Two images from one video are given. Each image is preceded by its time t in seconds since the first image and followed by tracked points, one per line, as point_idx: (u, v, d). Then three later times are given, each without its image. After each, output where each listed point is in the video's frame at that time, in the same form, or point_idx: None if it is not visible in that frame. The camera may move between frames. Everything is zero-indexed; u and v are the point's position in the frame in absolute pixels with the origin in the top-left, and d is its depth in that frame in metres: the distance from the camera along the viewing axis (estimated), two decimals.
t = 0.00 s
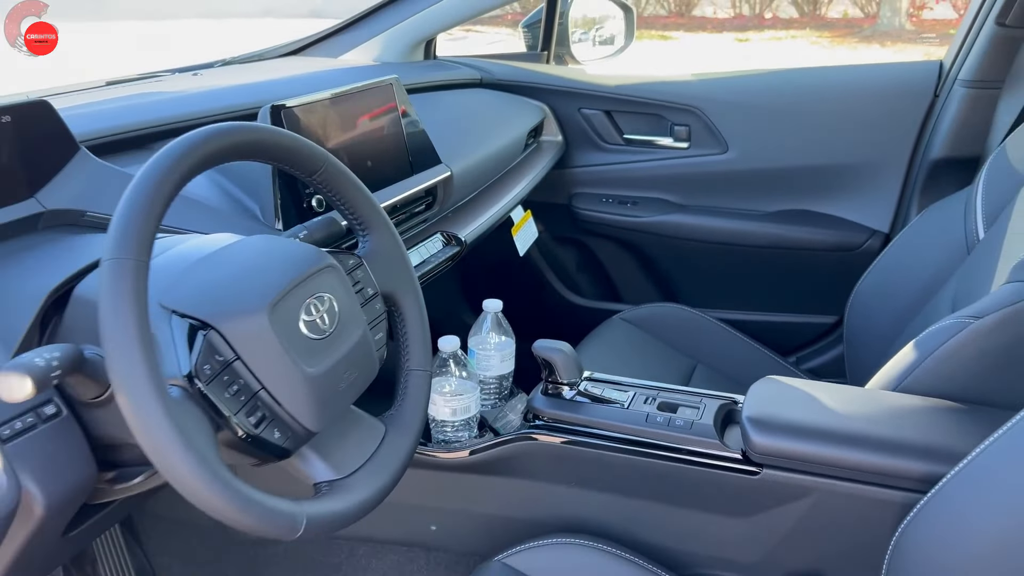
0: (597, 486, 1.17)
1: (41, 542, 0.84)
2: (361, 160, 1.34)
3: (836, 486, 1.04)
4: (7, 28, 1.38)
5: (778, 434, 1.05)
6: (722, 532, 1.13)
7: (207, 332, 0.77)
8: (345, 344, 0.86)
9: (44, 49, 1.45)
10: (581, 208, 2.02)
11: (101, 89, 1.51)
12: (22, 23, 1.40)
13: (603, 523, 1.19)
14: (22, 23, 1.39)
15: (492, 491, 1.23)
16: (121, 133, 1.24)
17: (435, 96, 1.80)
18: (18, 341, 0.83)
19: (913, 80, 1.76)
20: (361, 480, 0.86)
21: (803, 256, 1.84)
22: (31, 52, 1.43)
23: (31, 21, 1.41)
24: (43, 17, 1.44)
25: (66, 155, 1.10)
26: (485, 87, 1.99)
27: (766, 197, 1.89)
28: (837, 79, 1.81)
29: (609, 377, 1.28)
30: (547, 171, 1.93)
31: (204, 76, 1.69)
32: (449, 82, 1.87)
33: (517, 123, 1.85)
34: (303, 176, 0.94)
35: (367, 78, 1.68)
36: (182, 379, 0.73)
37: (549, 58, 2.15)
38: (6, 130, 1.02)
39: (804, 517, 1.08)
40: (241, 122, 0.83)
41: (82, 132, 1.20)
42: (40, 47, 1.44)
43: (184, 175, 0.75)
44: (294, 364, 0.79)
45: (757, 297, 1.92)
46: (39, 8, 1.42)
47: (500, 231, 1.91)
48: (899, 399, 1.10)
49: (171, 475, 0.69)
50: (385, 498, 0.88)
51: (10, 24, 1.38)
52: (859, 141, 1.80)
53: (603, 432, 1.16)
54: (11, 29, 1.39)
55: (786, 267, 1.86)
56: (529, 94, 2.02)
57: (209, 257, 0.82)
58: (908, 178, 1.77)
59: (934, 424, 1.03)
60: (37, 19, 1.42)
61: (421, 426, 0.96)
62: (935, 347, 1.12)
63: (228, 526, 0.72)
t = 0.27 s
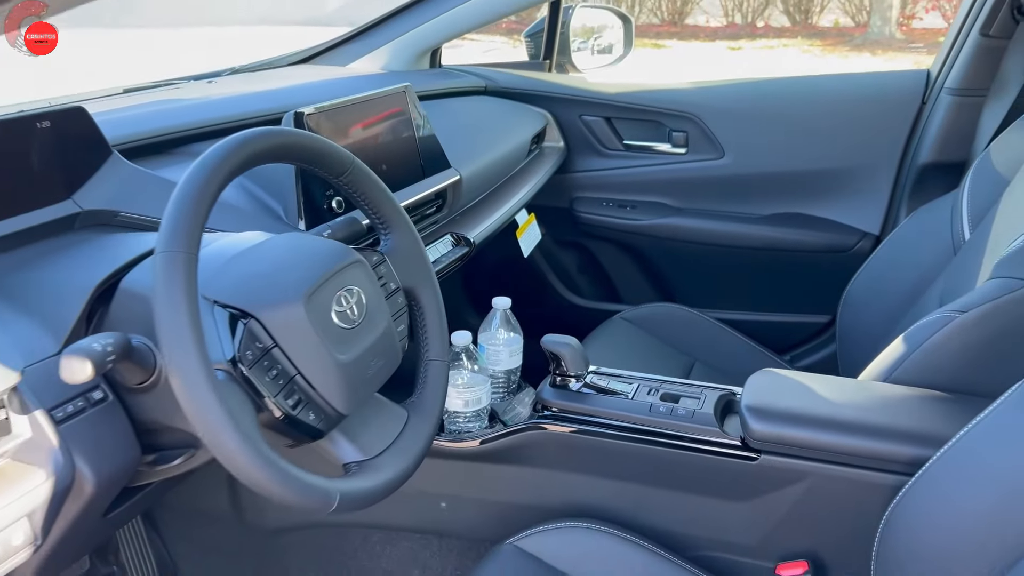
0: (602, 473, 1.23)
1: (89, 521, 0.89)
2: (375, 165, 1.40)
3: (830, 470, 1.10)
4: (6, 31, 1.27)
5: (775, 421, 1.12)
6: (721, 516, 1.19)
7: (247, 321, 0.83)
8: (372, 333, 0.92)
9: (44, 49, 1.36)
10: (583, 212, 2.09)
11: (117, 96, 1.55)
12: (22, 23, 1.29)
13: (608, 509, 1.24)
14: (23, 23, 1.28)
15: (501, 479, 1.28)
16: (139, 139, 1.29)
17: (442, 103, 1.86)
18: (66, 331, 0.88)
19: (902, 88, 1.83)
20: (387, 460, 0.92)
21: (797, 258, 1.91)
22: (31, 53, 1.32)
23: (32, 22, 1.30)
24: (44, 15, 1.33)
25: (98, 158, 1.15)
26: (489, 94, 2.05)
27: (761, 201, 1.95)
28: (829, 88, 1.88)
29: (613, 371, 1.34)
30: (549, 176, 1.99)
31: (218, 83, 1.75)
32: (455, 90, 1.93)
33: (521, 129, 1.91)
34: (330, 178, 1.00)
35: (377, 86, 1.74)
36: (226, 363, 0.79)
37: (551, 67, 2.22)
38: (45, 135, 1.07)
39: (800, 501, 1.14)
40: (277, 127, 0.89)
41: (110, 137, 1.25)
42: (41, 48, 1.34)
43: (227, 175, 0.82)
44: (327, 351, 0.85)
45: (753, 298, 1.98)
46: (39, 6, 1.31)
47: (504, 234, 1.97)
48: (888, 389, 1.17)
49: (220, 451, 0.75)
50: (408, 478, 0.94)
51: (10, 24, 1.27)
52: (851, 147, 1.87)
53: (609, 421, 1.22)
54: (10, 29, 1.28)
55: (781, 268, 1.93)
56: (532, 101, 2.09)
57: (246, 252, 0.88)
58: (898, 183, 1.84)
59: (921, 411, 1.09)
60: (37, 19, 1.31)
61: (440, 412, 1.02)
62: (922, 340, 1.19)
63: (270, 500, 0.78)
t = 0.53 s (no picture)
0: (605, 462, 1.28)
1: (123, 502, 0.95)
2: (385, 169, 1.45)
3: (824, 458, 1.16)
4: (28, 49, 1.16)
5: (772, 412, 1.17)
6: (718, 504, 1.23)
7: (275, 312, 0.88)
8: (391, 325, 0.97)
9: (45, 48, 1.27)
10: (584, 214, 2.14)
11: (131, 101, 1.59)
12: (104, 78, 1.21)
13: (611, 497, 1.29)
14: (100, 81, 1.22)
15: (508, 469, 1.33)
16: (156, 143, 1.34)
17: (448, 108, 1.91)
18: (102, 323, 0.93)
19: (893, 94, 1.89)
20: (404, 445, 0.97)
21: (792, 259, 1.96)
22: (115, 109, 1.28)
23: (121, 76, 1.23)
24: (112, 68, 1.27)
25: (122, 161, 1.20)
26: (492, 100, 2.10)
27: (757, 204, 2.01)
28: (823, 93, 1.94)
29: (615, 366, 1.39)
30: (551, 179, 2.05)
31: (230, 89, 1.80)
32: (457, 95, 1.99)
33: (524, 134, 1.97)
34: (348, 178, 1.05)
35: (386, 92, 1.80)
36: (257, 352, 0.85)
37: (553, 73, 2.28)
38: (74, 138, 1.12)
39: (795, 488, 1.19)
40: (301, 129, 0.94)
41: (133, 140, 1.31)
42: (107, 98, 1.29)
43: (256, 174, 0.87)
44: (350, 341, 0.91)
45: (749, 297, 2.03)
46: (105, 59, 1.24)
47: (507, 235, 2.02)
48: (878, 382, 1.22)
49: (252, 432, 0.80)
50: (424, 463, 0.99)
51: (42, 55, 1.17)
52: (844, 151, 1.93)
53: (613, 412, 1.27)
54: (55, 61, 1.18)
55: (777, 269, 1.98)
56: (534, 107, 2.15)
57: (271, 248, 0.93)
58: (889, 185, 1.90)
59: (910, 401, 1.14)
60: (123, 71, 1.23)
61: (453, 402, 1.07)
62: (912, 334, 1.24)
63: (297, 480, 0.84)
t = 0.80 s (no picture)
0: (606, 454, 1.33)
1: (149, 486, 0.99)
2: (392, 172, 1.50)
3: (816, 449, 1.21)
4: None
5: (765, 404, 1.22)
6: (714, 493, 1.28)
7: (295, 305, 0.93)
8: (403, 318, 1.02)
9: None
10: (584, 217, 2.19)
11: (144, 107, 1.64)
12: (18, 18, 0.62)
13: (610, 488, 1.34)
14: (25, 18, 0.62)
15: (511, 461, 1.38)
16: (171, 147, 1.39)
17: (451, 114, 1.97)
18: (129, 316, 0.97)
19: (883, 101, 1.95)
20: (416, 433, 1.01)
21: (786, 260, 2.01)
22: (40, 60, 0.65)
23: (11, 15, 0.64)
24: None
25: (142, 164, 1.25)
26: (494, 106, 2.16)
27: (752, 207, 2.06)
28: (816, 100, 2.00)
29: (615, 362, 1.44)
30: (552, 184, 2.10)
31: (240, 96, 1.85)
32: (460, 102, 2.04)
33: (525, 139, 2.02)
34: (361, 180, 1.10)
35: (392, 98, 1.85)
36: (279, 343, 0.90)
37: (553, 80, 2.33)
38: (98, 141, 1.16)
39: (788, 478, 1.24)
40: (318, 132, 0.99)
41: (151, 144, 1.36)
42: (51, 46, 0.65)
43: (277, 174, 0.92)
44: (365, 333, 0.96)
45: (744, 299, 2.08)
46: None
47: (509, 238, 2.07)
48: (867, 376, 1.27)
49: (275, 417, 0.85)
50: (434, 450, 1.04)
51: None
52: (836, 156, 1.99)
53: (613, 406, 1.32)
54: None
55: (771, 270, 2.03)
56: (534, 113, 2.20)
57: (290, 245, 0.98)
58: (880, 189, 1.96)
59: (898, 394, 1.19)
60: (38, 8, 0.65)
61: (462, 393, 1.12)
62: (900, 331, 1.30)
63: (316, 463, 0.89)
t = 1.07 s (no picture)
0: (603, 442, 1.39)
1: (174, 464, 1.05)
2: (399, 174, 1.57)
3: (803, 435, 1.27)
4: None
5: (755, 392, 1.28)
6: (706, 479, 1.34)
7: (312, 293, 1.00)
8: (413, 307, 1.08)
9: None
10: (583, 219, 2.26)
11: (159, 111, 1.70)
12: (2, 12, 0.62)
13: (608, 475, 1.40)
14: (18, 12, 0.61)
15: (513, 450, 1.44)
16: (188, 149, 1.46)
17: (454, 119, 2.04)
18: (155, 304, 1.03)
19: (871, 108, 2.03)
20: (425, 416, 1.08)
21: (778, 261, 2.08)
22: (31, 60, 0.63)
23: None
24: None
25: (162, 165, 1.32)
26: (495, 112, 2.23)
27: (745, 210, 2.13)
28: (807, 106, 2.08)
29: (611, 355, 1.51)
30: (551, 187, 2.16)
31: (250, 101, 1.91)
32: (463, 107, 2.10)
33: (525, 143, 2.09)
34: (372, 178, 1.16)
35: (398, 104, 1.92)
36: (298, 328, 0.96)
37: (552, 87, 2.40)
38: (121, 142, 1.23)
39: (777, 463, 1.30)
40: (333, 133, 1.06)
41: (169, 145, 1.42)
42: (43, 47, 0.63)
43: (297, 171, 0.98)
44: (377, 320, 1.02)
45: (736, 299, 2.14)
46: None
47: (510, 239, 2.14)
48: (852, 367, 1.33)
49: (295, 396, 0.92)
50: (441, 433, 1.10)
51: None
52: (826, 160, 2.06)
53: (610, 395, 1.38)
54: None
55: (763, 271, 2.10)
56: (534, 119, 2.27)
57: (307, 238, 1.05)
58: (868, 192, 2.03)
59: (880, 383, 1.26)
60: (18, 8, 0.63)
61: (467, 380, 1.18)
62: (883, 324, 1.36)
63: (332, 440, 0.95)
